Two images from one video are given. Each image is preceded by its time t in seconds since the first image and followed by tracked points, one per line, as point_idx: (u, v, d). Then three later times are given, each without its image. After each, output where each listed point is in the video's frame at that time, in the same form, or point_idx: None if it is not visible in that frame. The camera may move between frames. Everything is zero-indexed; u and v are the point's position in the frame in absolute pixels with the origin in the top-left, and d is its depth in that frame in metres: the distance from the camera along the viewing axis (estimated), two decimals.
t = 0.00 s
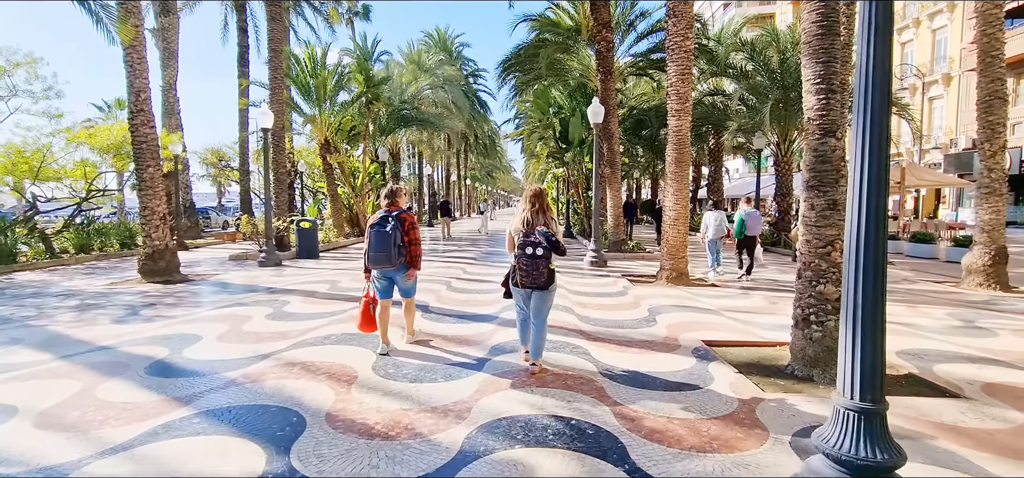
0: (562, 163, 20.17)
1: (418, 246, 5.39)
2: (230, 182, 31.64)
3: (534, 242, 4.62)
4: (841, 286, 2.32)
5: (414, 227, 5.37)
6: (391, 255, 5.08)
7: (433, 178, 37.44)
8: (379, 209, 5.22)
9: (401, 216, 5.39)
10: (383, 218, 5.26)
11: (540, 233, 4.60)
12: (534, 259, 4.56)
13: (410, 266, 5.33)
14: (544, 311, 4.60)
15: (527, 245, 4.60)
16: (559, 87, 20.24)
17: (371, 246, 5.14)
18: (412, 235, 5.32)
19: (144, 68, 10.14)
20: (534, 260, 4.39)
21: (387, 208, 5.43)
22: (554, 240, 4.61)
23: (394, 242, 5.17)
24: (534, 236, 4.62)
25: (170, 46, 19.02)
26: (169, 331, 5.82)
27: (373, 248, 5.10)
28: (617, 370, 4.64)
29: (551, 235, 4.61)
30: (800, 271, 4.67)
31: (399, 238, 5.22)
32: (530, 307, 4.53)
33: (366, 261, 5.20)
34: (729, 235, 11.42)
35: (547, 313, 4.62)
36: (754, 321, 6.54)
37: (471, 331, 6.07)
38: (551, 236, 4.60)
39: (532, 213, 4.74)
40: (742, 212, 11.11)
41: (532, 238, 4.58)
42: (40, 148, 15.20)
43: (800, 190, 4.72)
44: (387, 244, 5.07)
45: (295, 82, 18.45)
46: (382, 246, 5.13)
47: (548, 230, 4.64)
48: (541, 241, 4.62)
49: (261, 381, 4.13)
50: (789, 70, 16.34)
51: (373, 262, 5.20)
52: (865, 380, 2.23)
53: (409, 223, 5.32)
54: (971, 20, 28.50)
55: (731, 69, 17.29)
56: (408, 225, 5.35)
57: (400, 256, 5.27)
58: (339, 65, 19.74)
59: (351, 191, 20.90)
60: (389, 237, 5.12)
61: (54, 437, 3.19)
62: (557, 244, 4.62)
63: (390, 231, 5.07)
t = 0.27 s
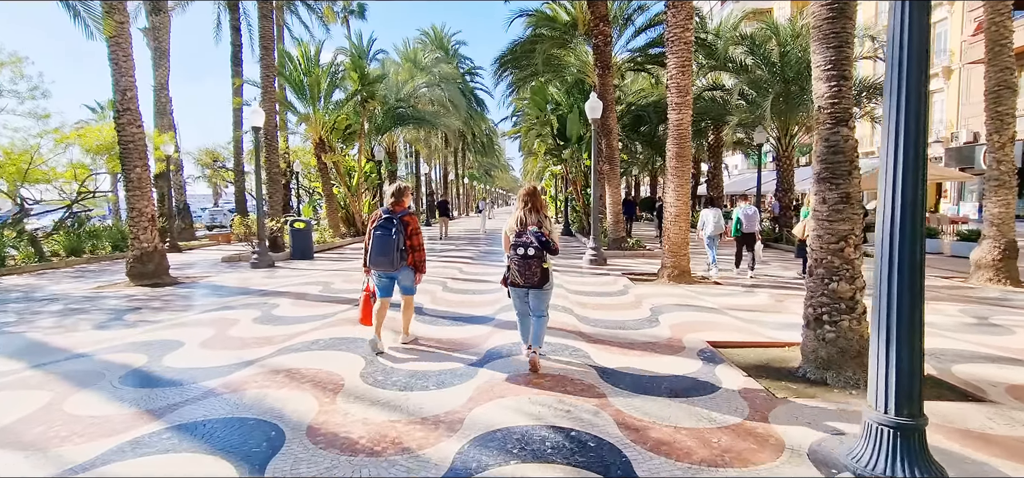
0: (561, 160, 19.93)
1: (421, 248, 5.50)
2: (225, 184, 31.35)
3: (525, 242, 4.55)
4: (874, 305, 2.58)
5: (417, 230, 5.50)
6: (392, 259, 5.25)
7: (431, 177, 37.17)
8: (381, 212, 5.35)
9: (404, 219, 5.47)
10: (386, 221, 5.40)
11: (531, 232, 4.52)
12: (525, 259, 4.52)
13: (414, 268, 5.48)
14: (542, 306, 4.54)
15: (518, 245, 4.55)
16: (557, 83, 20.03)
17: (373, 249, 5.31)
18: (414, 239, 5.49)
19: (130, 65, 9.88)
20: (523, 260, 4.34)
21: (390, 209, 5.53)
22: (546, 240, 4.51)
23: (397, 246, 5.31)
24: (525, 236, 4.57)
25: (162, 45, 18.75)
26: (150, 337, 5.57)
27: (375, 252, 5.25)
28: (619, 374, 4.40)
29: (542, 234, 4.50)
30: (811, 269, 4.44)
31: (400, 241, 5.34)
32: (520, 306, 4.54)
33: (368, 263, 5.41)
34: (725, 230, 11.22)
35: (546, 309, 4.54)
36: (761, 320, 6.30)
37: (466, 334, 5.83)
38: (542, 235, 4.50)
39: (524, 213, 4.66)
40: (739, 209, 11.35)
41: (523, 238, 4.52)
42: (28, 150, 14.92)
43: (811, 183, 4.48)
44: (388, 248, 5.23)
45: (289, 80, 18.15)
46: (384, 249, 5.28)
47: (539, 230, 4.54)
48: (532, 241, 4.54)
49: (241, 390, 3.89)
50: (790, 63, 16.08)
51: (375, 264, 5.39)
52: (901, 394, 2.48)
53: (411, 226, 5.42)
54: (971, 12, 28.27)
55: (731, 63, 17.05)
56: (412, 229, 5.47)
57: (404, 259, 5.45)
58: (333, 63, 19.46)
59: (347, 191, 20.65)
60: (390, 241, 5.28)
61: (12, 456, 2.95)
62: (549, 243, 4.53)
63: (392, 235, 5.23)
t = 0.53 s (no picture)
0: (545, 160, 19.71)
1: (406, 249, 5.34)
2: (201, 183, 30.51)
3: (506, 239, 4.72)
4: (908, 331, 2.49)
5: (402, 231, 5.33)
6: (374, 257, 5.10)
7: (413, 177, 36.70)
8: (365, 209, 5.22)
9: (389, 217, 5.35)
10: (371, 219, 5.28)
11: (512, 229, 4.68)
12: (506, 256, 4.68)
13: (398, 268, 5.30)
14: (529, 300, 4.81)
15: (500, 242, 4.72)
16: (541, 82, 19.82)
17: (355, 247, 5.17)
18: (399, 238, 5.31)
19: (93, 57, 9.38)
20: (504, 256, 4.49)
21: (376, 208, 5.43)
22: (528, 237, 4.68)
23: (380, 245, 5.15)
24: (507, 234, 4.73)
25: (132, 38, 18.07)
26: (105, 347, 5.17)
27: (357, 249, 5.11)
28: (608, 385, 4.16)
29: (524, 231, 4.66)
30: (807, 274, 4.24)
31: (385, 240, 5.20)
32: (501, 304, 4.67)
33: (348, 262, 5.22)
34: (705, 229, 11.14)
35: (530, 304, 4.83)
36: (751, 326, 6.11)
37: (445, 341, 5.54)
38: (523, 232, 4.66)
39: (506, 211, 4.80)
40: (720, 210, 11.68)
41: (505, 235, 4.69)
42: None
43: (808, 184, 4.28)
44: (371, 246, 5.08)
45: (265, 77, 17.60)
46: (367, 247, 5.14)
47: (520, 227, 4.70)
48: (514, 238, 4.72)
49: (196, 409, 3.55)
50: (774, 64, 16.03)
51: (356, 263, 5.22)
52: (936, 427, 2.40)
53: (397, 226, 5.29)
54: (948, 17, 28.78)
55: (715, 64, 16.99)
56: (398, 228, 5.32)
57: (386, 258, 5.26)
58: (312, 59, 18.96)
59: (327, 190, 20.17)
60: (373, 239, 5.14)
61: None
62: (530, 240, 4.70)
63: (375, 233, 5.08)
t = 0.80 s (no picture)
0: (530, 159, 19.48)
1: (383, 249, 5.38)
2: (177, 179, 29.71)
3: (491, 244, 4.68)
4: (928, 355, 2.65)
5: (378, 230, 5.35)
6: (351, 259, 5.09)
7: (397, 176, 36.23)
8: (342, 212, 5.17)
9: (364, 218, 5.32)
10: (346, 220, 5.24)
11: (498, 235, 4.66)
12: (491, 261, 4.66)
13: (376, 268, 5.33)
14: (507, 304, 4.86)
15: (485, 247, 4.67)
16: (526, 81, 19.61)
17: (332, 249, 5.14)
18: (376, 238, 5.33)
19: (56, 45, 8.91)
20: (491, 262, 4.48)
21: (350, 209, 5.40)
22: (513, 243, 4.69)
23: (357, 246, 5.15)
24: (492, 238, 4.70)
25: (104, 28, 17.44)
26: (53, 354, 4.81)
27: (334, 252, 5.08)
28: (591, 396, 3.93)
29: (510, 237, 4.67)
30: (798, 279, 4.07)
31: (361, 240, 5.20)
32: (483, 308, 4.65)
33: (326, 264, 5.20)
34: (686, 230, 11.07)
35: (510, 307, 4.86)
36: (739, 331, 5.94)
37: (420, 348, 5.27)
38: (509, 238, 4.66)
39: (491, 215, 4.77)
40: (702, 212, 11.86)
41: (490, 240, 4.66)
42: None
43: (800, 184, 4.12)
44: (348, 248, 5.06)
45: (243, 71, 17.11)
46: (344, 249, 5.13)
47: (506, 233, 4.69)
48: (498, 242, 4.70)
49: (142, 425, 3.24)
50: (759, 66, 15.97)
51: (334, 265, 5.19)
52: (958, 458, 2.56)
53: (373, 226, 5.28)
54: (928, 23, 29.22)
55: (701, 65, 16.93)
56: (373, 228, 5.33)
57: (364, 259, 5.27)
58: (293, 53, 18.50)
59: (306, 188, 19.71)
60: (349, 240, 5.12)
61: None
62: (515, 246, 4.70)
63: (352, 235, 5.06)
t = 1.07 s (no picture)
0: (520, 157, 19.23)
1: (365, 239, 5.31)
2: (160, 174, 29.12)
3: (479, 235, 4.72)
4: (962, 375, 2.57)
5: (361, 221, 5.32)
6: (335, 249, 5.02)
7: (386, 173, 35.82)
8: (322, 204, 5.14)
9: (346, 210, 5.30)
10: (327, 212, 5.19)
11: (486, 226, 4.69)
12: (479, 252, 4.67)
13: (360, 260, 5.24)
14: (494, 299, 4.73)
15: (473, 238, 4.69)
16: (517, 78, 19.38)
17: (314, 241, 5.08)
18: (358, 229, 5.27)
19: (23, 32, 8.51)
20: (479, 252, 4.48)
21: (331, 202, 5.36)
22: (501, 234, 4.73)
23: (340, 236, 5.10)
24: (480, 230, 4.73)
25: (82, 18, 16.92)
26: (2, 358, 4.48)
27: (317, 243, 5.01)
28: (576, 407, 3.69)
29: (498, 228, 4.70)
30: (796, 282, 3.85)
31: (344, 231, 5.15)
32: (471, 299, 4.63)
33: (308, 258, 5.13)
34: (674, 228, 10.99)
35: (496, 302, 4.74)
36: (731, 335, 5.73)
37: (399, 352, 5.01)
38: (497, 229, 4.70)
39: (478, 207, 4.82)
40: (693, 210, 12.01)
41: (478, 231, 4.69)
42: None
43: (797, 182, 3.90)
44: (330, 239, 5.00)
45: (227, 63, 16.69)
46: (326, 240, 5.06)
47: (494, 224, 4.74)
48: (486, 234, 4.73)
49: (82, 442, 2.95)
50: (752, 64, 15.80)
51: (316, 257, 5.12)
52: None
53: (354, 217, 5.23)
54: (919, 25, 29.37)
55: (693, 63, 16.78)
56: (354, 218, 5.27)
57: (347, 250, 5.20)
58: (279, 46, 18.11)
59: (292, 184, 19.33)
60: (333, 231, 5.05)
61: None
62: (502, 237, 4.74)
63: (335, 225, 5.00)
